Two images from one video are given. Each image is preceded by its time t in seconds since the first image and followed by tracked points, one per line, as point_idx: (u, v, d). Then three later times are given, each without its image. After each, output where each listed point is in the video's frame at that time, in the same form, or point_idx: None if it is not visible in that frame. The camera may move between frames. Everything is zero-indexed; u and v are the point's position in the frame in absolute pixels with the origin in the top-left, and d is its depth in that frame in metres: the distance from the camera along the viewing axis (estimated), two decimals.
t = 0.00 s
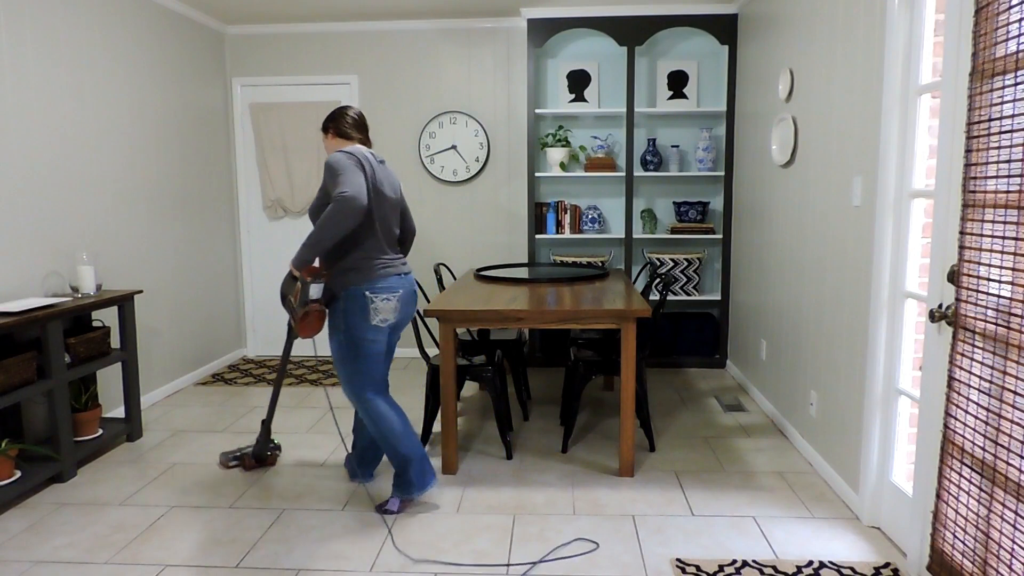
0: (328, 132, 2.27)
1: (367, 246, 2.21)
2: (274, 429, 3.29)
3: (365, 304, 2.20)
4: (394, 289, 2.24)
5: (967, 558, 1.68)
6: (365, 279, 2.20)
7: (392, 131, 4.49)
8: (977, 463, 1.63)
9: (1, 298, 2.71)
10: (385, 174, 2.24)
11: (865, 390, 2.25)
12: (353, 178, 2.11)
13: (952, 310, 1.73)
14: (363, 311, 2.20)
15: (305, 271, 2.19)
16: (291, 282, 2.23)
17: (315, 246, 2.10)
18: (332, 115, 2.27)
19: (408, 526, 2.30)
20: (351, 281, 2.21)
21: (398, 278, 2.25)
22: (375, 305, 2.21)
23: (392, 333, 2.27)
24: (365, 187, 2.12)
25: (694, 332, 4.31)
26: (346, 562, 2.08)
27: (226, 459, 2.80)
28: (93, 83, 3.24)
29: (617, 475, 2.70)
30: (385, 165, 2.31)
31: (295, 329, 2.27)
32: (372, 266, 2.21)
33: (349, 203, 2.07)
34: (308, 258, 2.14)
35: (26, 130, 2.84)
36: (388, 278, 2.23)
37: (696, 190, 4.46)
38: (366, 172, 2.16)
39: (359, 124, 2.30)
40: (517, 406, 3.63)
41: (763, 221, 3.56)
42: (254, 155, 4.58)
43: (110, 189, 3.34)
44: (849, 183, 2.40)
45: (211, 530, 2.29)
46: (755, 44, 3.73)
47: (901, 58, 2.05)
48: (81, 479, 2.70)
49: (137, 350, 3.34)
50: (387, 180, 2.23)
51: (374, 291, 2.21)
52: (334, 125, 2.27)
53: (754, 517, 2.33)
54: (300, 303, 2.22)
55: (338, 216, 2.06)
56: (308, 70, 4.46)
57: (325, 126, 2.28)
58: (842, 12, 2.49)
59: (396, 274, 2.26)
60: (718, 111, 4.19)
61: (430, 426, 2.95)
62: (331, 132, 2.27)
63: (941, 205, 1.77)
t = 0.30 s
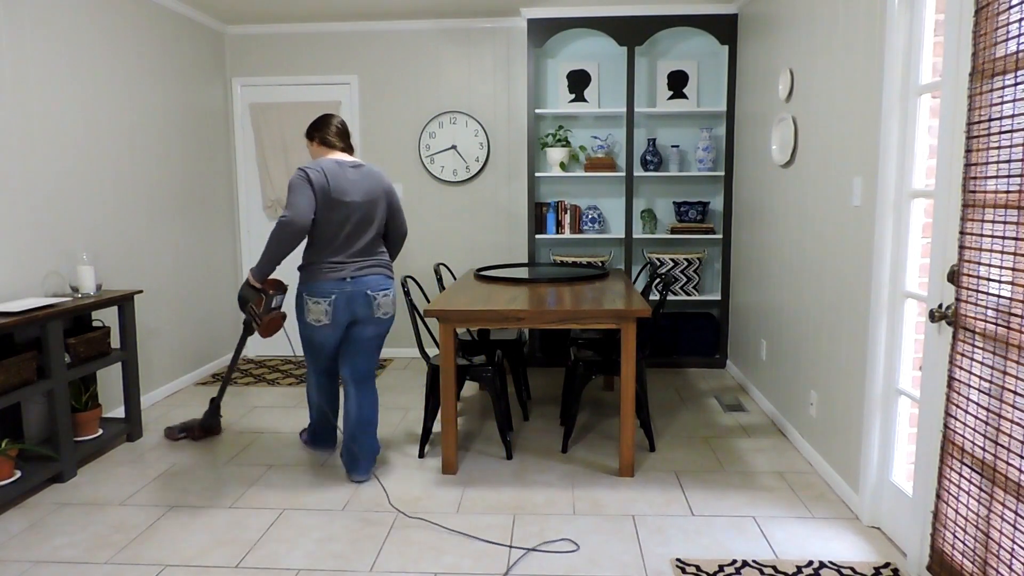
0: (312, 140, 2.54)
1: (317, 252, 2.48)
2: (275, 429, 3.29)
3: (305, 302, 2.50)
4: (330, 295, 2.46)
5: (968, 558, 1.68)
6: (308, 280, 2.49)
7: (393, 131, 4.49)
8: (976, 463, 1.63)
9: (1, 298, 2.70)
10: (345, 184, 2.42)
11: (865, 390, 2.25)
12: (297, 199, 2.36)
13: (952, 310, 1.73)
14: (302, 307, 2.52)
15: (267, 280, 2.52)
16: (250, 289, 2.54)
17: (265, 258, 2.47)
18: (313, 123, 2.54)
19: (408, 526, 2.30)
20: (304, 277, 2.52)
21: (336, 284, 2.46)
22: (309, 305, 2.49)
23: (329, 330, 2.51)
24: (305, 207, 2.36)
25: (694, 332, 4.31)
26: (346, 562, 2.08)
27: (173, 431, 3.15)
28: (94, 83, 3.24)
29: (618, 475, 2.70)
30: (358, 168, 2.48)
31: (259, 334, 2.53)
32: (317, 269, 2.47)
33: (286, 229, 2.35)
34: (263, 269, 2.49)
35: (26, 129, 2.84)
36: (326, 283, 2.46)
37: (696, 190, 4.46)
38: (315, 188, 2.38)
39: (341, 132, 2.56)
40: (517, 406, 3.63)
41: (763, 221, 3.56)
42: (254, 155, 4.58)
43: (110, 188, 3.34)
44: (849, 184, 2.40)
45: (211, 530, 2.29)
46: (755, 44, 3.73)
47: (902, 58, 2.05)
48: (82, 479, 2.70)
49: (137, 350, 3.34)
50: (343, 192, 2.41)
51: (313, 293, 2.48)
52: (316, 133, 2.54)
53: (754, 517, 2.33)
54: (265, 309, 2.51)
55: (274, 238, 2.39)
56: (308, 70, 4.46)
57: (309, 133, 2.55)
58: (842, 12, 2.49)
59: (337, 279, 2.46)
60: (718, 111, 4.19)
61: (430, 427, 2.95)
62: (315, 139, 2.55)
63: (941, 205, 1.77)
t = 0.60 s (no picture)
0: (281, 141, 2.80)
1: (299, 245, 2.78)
2: (275, 429, 3.29)
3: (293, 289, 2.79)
4: (315, 279, 2.76)
5: (968, 558, 1.68)
6: (295, 269, 2.78)
7: (393, 131, 4.49)
8: (977, 463, 1.63)
9: (2, 298, 2.70)
10: (314, 182, 2.71)
11: (865, 390, 2.25)
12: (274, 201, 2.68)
13: (952, 310, 1.73)
14: (291, 295, 2.80)
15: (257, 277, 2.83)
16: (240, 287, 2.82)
17: (252, 259, 2.79)
18: (281, 125, 2.79)
19: (408, 526, 2.30)
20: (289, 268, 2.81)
21: (320, 268, 2.76)
22: (298, 290, 2.77)
23: (320, 311, 2.80)
24: (281, 209, 2.69)
25: (695, 332, 4.31)
26: (346, 562, 2.08)
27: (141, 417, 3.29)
28: (94, 84, 3.24)
29: (618, 475, 2.70)
30: (325, 165, 2.76)
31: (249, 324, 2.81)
32: (301, 258, 2.77)
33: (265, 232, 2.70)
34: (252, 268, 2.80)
35: (25, 130, 2.84)
36: (310, 268, 2.76)
37: (696, 190, 4.46)
38: (289, 190, 2.69)
39: (310, 132, 2.82)
40: (516, 406, 3.63)
41: (763, 221, 3.56)
42: (254, 155, 4.57)
43: (110, 188, 3.34)
44: (849, 184, 2.40)
45: (210, 530, 2.29)
46: (755, 44, 3.73)
47: (902, 58, 2.05)
48: (82, 479, 2.70)
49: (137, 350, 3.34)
50: (314, 190, 2.71)
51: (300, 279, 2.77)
52: (285, 134, 2.79)
53: (754, 517, 2.33)
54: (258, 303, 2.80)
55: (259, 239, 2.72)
56: (308, 70, 4.46)
57: (279, 134, 2.80)
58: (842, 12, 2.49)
59: (321, 264, 2.76)
60: (718, 111, 4.19)
61: (430, 426, 2.95)
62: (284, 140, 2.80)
63: (941, 205, 1.77)
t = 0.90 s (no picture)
0: (324, 143, 3.07)
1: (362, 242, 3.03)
2: (275, 429, 3.29)
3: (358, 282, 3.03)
4: (381, 275, 3.07)
5: (967, 558, 1.68)
6: (359, 265, 3.03)
7: (393, 131, 4.49)
8: (976, 463, 1.63)
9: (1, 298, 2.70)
10: (376, 185, 3.03)
11: (865, 390, 2.25)
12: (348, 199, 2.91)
13: (952, 310, 1.73)
14: (355, 288, 3.03)
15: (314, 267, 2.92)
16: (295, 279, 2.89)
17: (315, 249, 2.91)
18: (324, 129, 3.05)
19: (408, 526, 2.30)
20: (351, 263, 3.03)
21: (385, 263, 3.08)
22: (366, 284, 3.03)
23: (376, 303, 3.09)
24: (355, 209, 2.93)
25: (695, 332, 4.30)
26: (346, 562, 2.08)
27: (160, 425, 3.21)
28: (94, 84, 3.24)
29: (618, 475, 2.70)
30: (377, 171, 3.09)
31: (301, 315, 2.90)
32: (367, 254, 3.03)
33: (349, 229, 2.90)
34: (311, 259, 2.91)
35: (26, 130, 2.84)
36: (378, 264, 3.05)
37: (696, 190, 4.46)
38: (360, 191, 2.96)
39: (349, 135, 3.10)
40: (517, 406, 3.63)
41: (763, 221, 3.56)
42: (254, 155, 4.57)
43: (110, 188, 3.34)
44: (849, 184, 2.40)
45: (211, 530, 2.29)
46: (755, 44, 3.73)
47: (902, 58, 2.05)
48: (82, 479, 2.70)
49: (137, 350, 3.34)
50: (377, 192, 3.03)
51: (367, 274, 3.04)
52: (327, 137, 3.07)
53: (754, 517, 2.33)
54: (313, 293, 2.92)
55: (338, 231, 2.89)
56: (308, 70, 4.46)
57: (323, 136, 3.07)
58: (842, 12, 2.49)
59: (384, 261, 3.08)
60: (718, 111, 4.19)
61: (430, 426, 2.95)
62: (327, 142, 3.07)
63: (941, 205, 1.77)
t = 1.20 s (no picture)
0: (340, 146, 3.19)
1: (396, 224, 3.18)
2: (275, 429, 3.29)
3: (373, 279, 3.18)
4: (399, 270, 3.22)
5: (968, 558, 1.68)
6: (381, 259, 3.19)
7: (392, 130, 4.49)
8: (976, 463, 1.63)
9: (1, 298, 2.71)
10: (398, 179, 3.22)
11: (865, 390, 2.25)
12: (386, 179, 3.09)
13: (952, 310, 1.73)
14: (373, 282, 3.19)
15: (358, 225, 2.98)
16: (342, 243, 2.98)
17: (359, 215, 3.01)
18: (340, 132, 3.17)
19: (408, 526, 2.30)
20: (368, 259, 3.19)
21: (405, 258, 3.23)
22: (383, 279, 3.18)
23: (390, 300, 3.22)
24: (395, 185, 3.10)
25: (695, 332, 4.30)
26: (346, 562, 2.08)
27: (259, 433, 3.13)
28: (94, 84, 3.24)
29: (618, 475, 2.69)
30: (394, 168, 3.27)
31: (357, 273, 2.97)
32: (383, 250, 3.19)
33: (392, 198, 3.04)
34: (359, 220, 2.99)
35: (26, 130, 2.84)
36: (399, 258, 3.22)
37: (696, 190, 4.46)
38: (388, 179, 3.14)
39: (363, 138, 3.20)
40: (517, 406, 3.63)
41: (763, 221, 3.56)
42: (254, 155, 4.57)
43: (110, 188, 3.34)
44: (849, 184, 2.40)
45: (210, 530, 2.29)
46: (755, 44, 3.73)
47: (902, 58, 2.05)
48: (82, 479, 2.70)
49: (137, 350, 3.34)
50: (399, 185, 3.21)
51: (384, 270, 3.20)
52: (344, 138, 3.18)
53: (754, 517, 2.33)
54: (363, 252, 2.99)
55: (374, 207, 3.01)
56: (308, 70, 4.46)
57: (339, 140, 3.17)
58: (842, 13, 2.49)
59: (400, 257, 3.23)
60: (719, 111, 4.19)
61: (431, 426, 2.95)
62: (344, 144, 3.19)
63: (941, 205, 1.77)
